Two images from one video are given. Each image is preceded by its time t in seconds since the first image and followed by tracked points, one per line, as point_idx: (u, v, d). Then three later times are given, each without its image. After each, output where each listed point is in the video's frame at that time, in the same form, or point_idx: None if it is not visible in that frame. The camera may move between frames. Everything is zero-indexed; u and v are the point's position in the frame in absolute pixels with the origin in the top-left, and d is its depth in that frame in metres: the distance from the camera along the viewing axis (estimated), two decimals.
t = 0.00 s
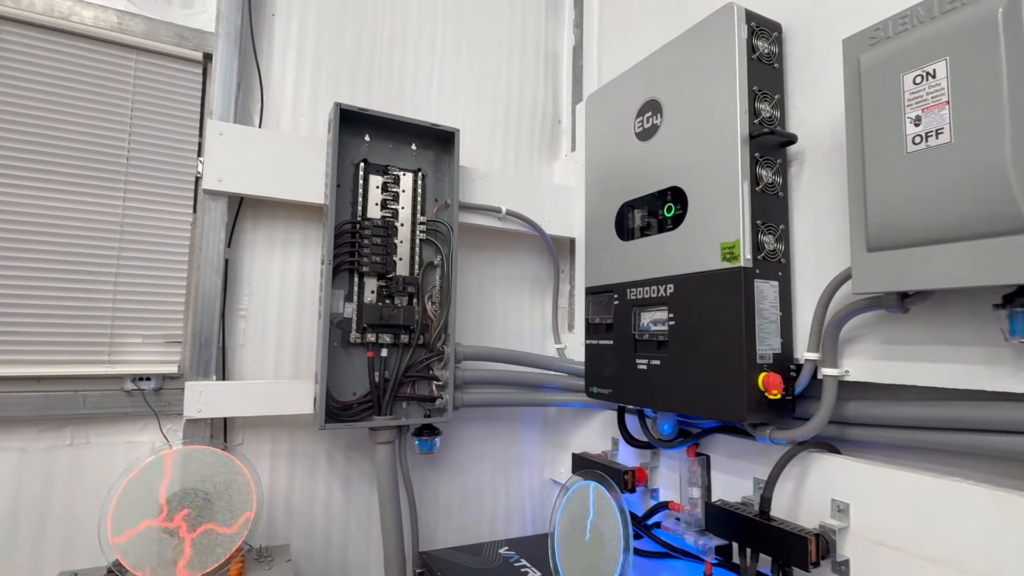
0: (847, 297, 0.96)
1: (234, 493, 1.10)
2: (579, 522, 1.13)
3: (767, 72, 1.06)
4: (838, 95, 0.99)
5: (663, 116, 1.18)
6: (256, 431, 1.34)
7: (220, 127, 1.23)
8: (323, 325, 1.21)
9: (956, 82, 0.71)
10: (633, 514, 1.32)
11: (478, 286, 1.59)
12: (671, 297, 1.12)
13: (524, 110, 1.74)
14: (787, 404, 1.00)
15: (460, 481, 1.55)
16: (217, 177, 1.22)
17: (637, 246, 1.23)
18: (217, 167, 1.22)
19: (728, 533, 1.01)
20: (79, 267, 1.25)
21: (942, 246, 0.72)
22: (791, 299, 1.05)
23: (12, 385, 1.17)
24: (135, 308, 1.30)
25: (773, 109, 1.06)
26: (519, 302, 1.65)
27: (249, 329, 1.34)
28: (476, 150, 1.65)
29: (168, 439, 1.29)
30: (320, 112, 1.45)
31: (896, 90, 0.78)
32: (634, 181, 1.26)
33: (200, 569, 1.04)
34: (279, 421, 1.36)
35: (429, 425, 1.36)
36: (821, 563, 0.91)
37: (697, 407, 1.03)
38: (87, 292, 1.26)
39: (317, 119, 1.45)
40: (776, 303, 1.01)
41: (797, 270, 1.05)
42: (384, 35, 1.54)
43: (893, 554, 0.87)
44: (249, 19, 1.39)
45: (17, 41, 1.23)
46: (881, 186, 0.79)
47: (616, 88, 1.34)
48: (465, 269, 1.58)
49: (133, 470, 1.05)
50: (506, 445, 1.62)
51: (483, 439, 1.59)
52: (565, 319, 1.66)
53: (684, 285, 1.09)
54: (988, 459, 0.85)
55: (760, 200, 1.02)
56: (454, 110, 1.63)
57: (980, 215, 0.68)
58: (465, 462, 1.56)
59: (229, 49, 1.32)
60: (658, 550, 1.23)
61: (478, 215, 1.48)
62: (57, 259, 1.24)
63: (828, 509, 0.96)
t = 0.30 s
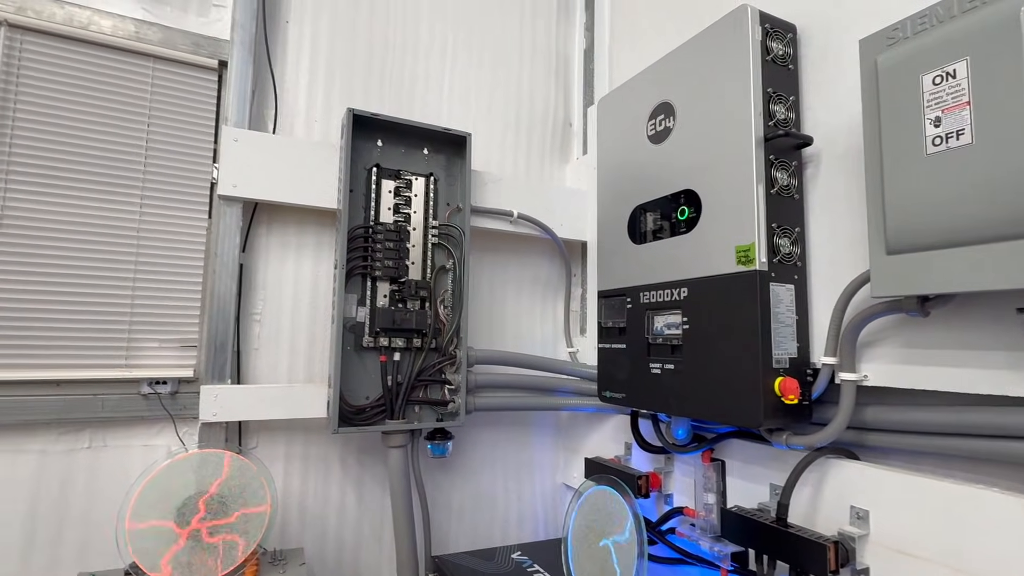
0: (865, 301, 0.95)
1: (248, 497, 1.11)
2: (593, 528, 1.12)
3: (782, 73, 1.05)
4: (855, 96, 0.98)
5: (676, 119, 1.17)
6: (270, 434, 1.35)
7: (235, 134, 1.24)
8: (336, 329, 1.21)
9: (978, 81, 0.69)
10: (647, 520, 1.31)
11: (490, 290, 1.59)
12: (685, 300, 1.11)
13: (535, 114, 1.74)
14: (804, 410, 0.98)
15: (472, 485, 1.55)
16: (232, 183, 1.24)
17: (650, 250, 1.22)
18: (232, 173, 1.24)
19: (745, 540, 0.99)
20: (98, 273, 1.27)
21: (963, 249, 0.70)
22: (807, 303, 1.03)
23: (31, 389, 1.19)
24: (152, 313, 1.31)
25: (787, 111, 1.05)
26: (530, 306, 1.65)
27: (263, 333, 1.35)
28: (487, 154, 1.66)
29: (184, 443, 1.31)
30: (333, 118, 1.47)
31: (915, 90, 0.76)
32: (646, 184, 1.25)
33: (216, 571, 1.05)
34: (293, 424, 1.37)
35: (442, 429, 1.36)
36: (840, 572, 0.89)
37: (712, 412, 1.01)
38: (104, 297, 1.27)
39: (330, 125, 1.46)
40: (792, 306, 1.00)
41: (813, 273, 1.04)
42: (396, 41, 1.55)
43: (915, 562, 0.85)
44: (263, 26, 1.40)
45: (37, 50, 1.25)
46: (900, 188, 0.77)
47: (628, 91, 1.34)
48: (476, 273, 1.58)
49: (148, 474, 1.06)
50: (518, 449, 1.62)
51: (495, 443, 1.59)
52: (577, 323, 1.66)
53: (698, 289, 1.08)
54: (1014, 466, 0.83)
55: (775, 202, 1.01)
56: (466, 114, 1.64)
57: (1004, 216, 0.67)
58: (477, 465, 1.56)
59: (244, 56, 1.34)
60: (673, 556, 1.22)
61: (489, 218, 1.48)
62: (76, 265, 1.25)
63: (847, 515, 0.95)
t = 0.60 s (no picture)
0: (876, 304, 0.94)
1: (260, 499, 1.12)
2: (602, 531, 1.12)
3: (791, 76, 1.05)
4: (864, 98, 0.98)
5: (684, 122, 1.17)
6: (282, 437, 1.36)
7: (246, 140, 1.26)
8: (347, 333, 1.22)
9: (990, 83, 0.69)
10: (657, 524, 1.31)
11: (499, 293, 1.60)
12: (694, 304, 1.11)
13: (543, 118, 1.75)
14: (815, 413, 0.98)
15: (481, 488, 1.55)
16: (244, 188, 1.25)
17: (659, 253, 1.22)
18: (243, 178, 1.25)
19: (756, 545, 0.99)
20: (113, 278, 1.29)
21: (976, 251, 0.70)
22: (817, 306, 1.03)
23: (48, 393, 1.21)
24: (165, 317, 1.33)
25: (797, 113, 1.05)
26: (539, 309, 1.65)
27: (274, 337, 1.37)
28: (496, 158, 1.67)
29: (197, 446, 1.32)
30: (343, 123, 1.48)
31: (925, 93, 0.76)
32: (655, 188, 1.26)
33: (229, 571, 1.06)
34: (304, 428, 1.38)
35: (451, 432, 1.36)
36: None
37: (722, 416, 1.01)
38: (120, 302, 1.29)
39: (340, 131, 1.48)
40: (802, 309, 1.00)
41: (824, 276, 1.03)
42: (405, 47, 1.57)
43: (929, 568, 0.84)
44: (274, 34, 1.42)
45: (55, 60, 1.27)
46: (911, 191, 0.77)
47: (636, 95, 1.34)
48: (485, 277, 1.58)
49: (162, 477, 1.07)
50: (527, 452, 1.62)
51: (505, 446, 1.59)
52: (586, 326, 1.66)
53: (707, 292, 1.08)
54: None
55: (785, 205, 1.01)
56: (475, 119, 1.65)
57: (1017, 219, 0.66)
58: (486, 468, 1.57)
59: (256, 64, 1.36)
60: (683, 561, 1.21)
61: (498, 222, 1.49)
62: (92, 270, 1.28)
63: (860, 520, 0.94)
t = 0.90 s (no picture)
0: (882, 308, 0.94)
1: (266, 503, 1.12)
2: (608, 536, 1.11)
3: (795, 80, 1.05)
4: (868, 102, 0.98)
5: (688, 126, 1.18)
6: (287, 441, 1.36)
7: (252, 145, 1.27)
8: (352, 337, 1.23)
9: (995, 86, 0.69)
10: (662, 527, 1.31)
11: (503, 296, 1.60)
12: (698, 307, 1.11)
13: (547, 122, 1.76)
14: (820, 417, 0.98)
15: (486, 491, 1.55)
16: (250, 193, 1.26)
17: (663, 256, 1.22)
18: (250, 183, 1.26)
19: (762, 548, 0.98)
20: (120, 282, 1.30)
21: (982, 254, 0.70)
22: (822, 309, 1.03)
23: (55, 396, 1.21)
24: (172, 321, 1.34)
25: (801, 116, 1.05)
26: (543, 313, 1.65)
27: (280, 340, 1.38)
28: (500, 161, 1.68)
29: (203, 449, 1.33)
30: (348, 128, 1.49)
31: (929, 96, 0.76)
32: (659, 192, 1.26)
33: None
34: (309, 431, 1.39)
35: (456, 435, 1.37)
36: None
37: (727, 419, 1.01)
38: (127, 306, 1.30)
39: (345, 135, 1.49)
40: (807, 313, 1.00)
41: (828, 279, 1.03)
42: (410, 51, 1.58)
43: (935, 571, 0.83)
44: (280, 40, 1.44)
45: (64, 67, 1.29)
46: (916, 194, 0.76)
47: (641, 99, 1.34)
48: (490, 280, 1.59)
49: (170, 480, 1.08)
50: (532, 455, 1.62)
51: (509, 449, 1.59)
52: (590, 329, 1.66)
53: (712, 296, 1.08)
54: None
55: (790, 209, 1.01)
56: (479, 123, 1.65)
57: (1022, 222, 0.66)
58: (491, 471, 1.57)
59: (262, 70, 1.37)
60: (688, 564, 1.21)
61: (502, 226, 1.49)
62: (99, 274, 1.29)
63: (866, 524, 0.93)
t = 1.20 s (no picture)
0: (886, 307, 0.94)
1: (269, 502, 1.12)
2: (611, 535, 1.11)
3: (798, 79, 1.05)
4: (872, 101, 0.98)
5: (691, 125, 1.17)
6: (291, 440, 1.37)
7: (256, 145, 1.27)
8: (355, 337, 1.23)
9: (1000, 85, 0.68)
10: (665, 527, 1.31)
11: (506, 296, 1.60)
12: (702, 306, 1.11)
13: (549, 122, 1.76)
14: (824, 416, 0.97)
15: (489, 491, 1.56)
16: (253, 193, 1.26)
17: (666, 256, 1.22)
18: (254, 183, 1.26)
19: (766, 548, 0.98)
20: (124, 282, 1.31)
21: (986, 253, 0.69)
22: (826, 308, 1.02)
23: (61, 396, 1.22)
24: (176, 321, 1.34)
25: (804, 116, 1.04)
26: (546, 312, 1.66)
27: (283, 340, 1.38)
28: (503, 162, 1.68)
29: (207, 448, 1.33)
30: (351, 128, 1.49)
31: (934, 95, 0.75)
32: (662, 191, 1.26)
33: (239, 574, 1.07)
34: (313, 430, 1.39)
35: (459, 435, 1.37)
36: None
37: (731, 419, 1.01)
38: (131, 306, 1.31)
39: (348, 136, 1.49)
40: (811, 312, 0.99)
41: (832, 278, 1.03)
42: (412, 52, 1.58)
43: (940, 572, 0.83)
44: (284, 41, 1.44)
45: (68, 68, 1.29)
46: (920, 193, 0.76)
47: (643, 98, 1.34)
48: (492, 280, 1.59)
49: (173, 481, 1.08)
50: (535, 455, 1.62)
51: (512, 449, 1.60)
52: (593, 329, 1.66)
53: (715, 295, 1.08)
54: None
55: (793, 208, 1.01)
56: (482, 122, 1.66)
57: None
58: (494, 471, 1.57)
59: (265, 70, 1.37)
60: (692, 564, 1.20)
61: (505, 225, 1.49)
62: (104, 275, 1.29)
63: (870, 524, 0.93)
